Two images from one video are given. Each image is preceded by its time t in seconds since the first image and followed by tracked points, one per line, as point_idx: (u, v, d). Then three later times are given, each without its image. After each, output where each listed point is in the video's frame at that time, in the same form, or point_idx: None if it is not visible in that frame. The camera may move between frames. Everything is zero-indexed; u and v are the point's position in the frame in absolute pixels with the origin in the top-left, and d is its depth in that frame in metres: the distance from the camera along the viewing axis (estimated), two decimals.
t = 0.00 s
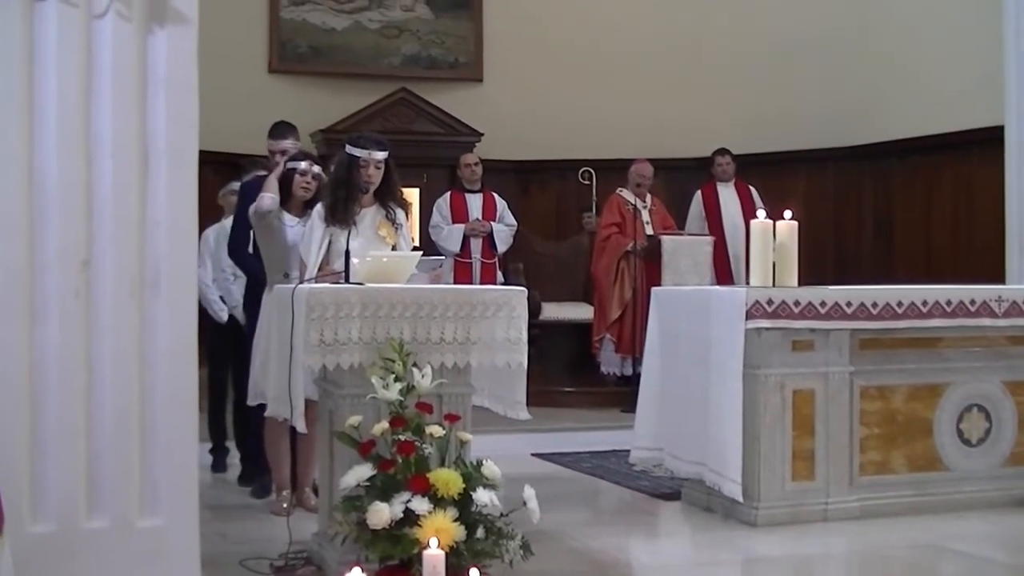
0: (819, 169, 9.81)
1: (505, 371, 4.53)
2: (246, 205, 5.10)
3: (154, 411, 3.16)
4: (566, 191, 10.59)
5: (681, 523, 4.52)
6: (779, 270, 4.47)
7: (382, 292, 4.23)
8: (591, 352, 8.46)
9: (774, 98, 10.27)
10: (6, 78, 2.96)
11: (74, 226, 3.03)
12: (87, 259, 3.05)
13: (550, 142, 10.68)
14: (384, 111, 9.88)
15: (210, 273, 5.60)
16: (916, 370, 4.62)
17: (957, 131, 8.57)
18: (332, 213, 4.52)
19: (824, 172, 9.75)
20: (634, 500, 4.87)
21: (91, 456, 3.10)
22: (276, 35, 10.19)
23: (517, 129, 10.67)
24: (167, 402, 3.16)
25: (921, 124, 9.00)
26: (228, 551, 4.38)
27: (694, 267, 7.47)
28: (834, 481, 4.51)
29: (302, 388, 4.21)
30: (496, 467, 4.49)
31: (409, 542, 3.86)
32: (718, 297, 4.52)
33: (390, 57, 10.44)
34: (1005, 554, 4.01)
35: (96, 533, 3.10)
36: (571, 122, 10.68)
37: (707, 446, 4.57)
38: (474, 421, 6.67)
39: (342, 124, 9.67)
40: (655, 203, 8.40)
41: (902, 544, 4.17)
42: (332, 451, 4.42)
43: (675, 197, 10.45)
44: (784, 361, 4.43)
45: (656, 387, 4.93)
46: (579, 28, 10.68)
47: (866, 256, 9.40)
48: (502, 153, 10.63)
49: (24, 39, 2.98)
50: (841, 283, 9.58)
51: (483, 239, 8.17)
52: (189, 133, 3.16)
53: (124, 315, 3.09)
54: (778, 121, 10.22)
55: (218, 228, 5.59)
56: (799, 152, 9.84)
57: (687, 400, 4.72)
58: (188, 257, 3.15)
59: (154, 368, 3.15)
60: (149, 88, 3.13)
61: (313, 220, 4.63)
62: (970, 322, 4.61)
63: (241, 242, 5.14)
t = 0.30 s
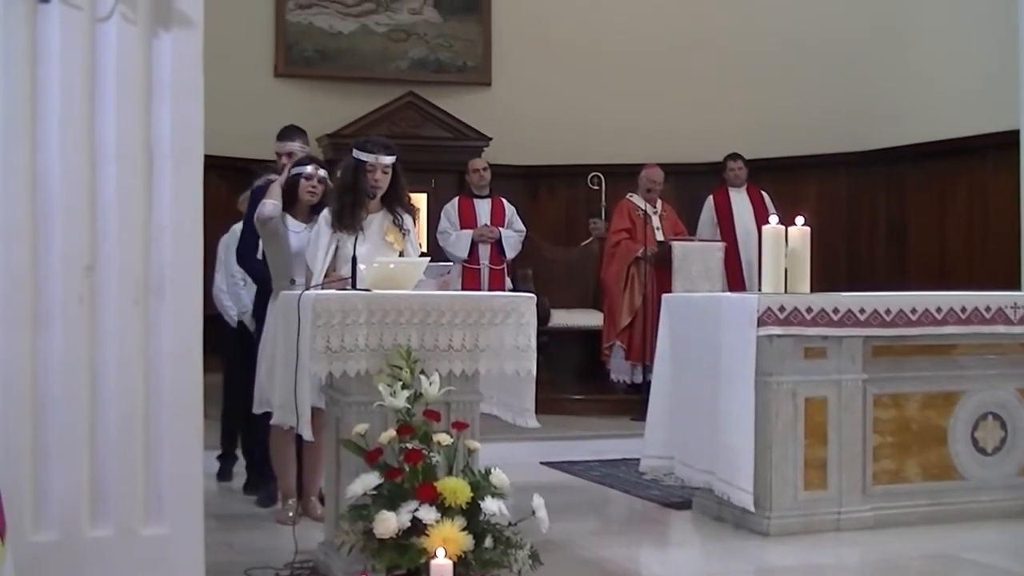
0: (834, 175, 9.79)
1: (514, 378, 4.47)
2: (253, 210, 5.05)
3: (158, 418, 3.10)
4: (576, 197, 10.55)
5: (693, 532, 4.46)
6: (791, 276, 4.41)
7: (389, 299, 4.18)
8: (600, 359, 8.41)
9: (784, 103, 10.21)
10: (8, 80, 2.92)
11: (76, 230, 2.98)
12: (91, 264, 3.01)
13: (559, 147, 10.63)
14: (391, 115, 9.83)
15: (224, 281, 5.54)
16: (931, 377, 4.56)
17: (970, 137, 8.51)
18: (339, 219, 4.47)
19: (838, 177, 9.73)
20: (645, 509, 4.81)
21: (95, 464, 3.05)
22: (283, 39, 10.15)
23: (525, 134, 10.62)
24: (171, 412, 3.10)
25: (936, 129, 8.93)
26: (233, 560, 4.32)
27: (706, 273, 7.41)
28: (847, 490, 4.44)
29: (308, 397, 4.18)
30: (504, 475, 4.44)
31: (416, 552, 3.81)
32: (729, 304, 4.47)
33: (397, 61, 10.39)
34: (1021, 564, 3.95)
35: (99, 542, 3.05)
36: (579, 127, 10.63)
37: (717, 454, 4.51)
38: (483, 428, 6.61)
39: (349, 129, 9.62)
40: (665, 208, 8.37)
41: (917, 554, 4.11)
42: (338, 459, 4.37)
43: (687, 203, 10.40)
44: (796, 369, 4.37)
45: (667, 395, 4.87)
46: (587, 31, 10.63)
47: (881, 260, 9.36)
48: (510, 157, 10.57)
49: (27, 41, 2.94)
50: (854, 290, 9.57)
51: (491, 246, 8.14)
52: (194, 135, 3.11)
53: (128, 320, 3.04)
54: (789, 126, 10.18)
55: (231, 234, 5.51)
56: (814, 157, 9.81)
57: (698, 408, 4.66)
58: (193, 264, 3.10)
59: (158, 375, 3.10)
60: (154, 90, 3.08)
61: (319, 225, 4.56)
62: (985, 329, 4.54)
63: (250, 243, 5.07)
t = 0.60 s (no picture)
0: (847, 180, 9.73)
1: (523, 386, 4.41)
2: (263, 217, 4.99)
3: (163, 426, 3.04)
4: (586, 204, 10.43)
5: (704, 542, 4.40)
6: (804, 283, 4.36)
7: (396, 306, 4.12)
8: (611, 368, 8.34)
9: (794, 106, 10.15)
10: (10, 83, 2.86)
11: (80, 236, 2.92)
12: (95, 271, 2.95)
13: (567, 151, 10.57)
14: (397, 119, 9.77)
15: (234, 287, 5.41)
16: (947, 386, 4.49)
17: (986, 142, 8.43)
18: (345, 224, 4.42)
19: (852, 183, 9.67)
20: (656, 519, 4.75)
21: (99, 475, 2.99)
22: (289, 42, 10.11)
23: (533, 138, 10.56)
24: (177, 421, 3.04)
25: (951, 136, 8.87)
26: (239, 570, 4.26)
27: (718, 280, 7.33)
28: (861, 500, 4.37)
29: (315, 405, 4.12)
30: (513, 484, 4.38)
31: (424, 563, 3.75)
32: (742, 311, 4.40)
33: (405, 64, 10.34)
34: None
35: (102, 553, 2.99)
36: (588, 131, 10.57)
37: (729, 463, 4.45)
38: (493, 437, 6.55)
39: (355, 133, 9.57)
40: (677, 215, 8.34)
41: (933, 566, 4.04)
42: (345, 468, 4.31)
43: (698, 209, 10.30)
44: (809, 377, 4.30)
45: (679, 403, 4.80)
46: (595, 34, 10.58)
47: (896, 268, 9.31)
48: (518, 161, 10.52)
49: (30, 45, 2.88)
50: (869, 297, 9.53)
51: (501, 252, 8.04)
52: (200, 140, 3.05)
53: (133, 327, 2.98)
54: (799, 130, 10.11)
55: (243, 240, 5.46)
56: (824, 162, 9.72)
57: (710, 417, 4.59)
58: (199, 271, 3.03)
59: (164, 384, 3.03)
60: (160, 95, 3.02)
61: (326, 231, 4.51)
62: (1002, 337, 4.47)
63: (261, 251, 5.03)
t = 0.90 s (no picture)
0: (858, 184, 9.67)
1: (530, 394, 4.36)
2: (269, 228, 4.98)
3: (167, 435, 2.99)
4: (595, 208, 10.42)
5: (714, 551, 4.35)
6: (815, 289, 4.31)
7: (403, 311, 4.07)
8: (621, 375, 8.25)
9: (802, 110, 10.10)
10: (13, 85, 2.81)
11: (82, 242, 2.87)
12: (97, 276, 2.90)
13: (573, 155, 10.53)
14: (403, 123, 9.73)
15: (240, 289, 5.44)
16: (960, 393, 4.43)
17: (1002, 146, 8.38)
18: (351, 229, 4.34)
19: (865, 190, 9.61)
20: (666, 527, 4.70)
21: (101, 483, 2.94)
22: (295, 46, 10.06)
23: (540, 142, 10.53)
24: (182, 430, 2.99)
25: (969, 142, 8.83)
26: None
27: (729, 287, 7.27)
28: (873, 509, 4.32)
29: (321, 412, 4.07)
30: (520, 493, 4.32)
31: (430, 572, 3.69)
32: (752, 316, 4.35)
33: (413, 68, 10.30)
34: None
35: (104, 563, 2.94)
36: (595, 135, 10.53)
37: (739, 471, 4.39)
38: (501, 444, 6.50)
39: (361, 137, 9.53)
40: (686, 219, 8.23)
41: None
42: (351, 476, 4.25)
43: (709, 214, 10.23)
44: (820, 384, 4.25)
45: (688, 410, 4.75)
46: (603, 38, 10.53)
47: (910, 275, 9.24)
48: (523, 166, 10.48)
49: (32, 48, 2.83)
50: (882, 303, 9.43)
51: (508, 258, 7.99)
52: (203, 144, 2.98)
53: (136, 333, 2.93)
54: (808, 134, 10.07)
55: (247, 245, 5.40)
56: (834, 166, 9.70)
57: (721, 425, 4.53)
58: (203, 277, 2.98)
59: (168, 392, 2.98)
60: (164, 98, 2.96)
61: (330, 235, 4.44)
62: (1017, 343, 4.40)
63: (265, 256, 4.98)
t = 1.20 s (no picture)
0: (870, 187, 9.60)
1: (539, 401, 4.30)
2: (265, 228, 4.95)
3: (170, 440, 3.01)
4: (604, 212, 10.38)
5: (725, 560, 4.28)
6: (828, 295, 4.26)
7: (409, 316, 4.02)
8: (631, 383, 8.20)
9: (810, 112, 10.04)
10: (15, 92, 2.85)
11: (86, 246, 2.91)
12: (100, 281, 2.93)
13: (580, 157, 10.47)
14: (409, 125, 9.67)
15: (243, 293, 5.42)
16: (976, 400, 4.37)
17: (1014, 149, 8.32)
18: (358, 233, 4.30)
19: (877, 195, 9.56)
20: (675, 536, 4.64)
21: (104, 486, 2.97)
22: (300, 47, 10.00)
23: (547, 144, 10.47)
24: (182, 434, 3.01)
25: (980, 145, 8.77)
26: None
27: (740, 293, 7.16)
28: (887, 518, 4.25)
29: (326, 419, 4.02)
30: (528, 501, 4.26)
31: None
32: (763, 322, 4.29)
33: (419, 70, 10.25)
34: None
35: (106, 569, 2.98)
36: (601, 138, 10.47)
37: (751, 479, 4.33)
38: (509, 451, 6.45)
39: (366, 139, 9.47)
40: (696, 224, 8.16)
41: None
42: (357, 483, 4.20)
43: (719, 217, 10.19)
44: (833, 392, 4.19)
45: (699, 417, 4.69)
46: (611, 40, 10.48)
47: (923, 280, 9.16)
48: (529, 168, 10.43)
49: (34, 53, 2.87)
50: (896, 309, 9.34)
51: (517, 262, 7.93)
52: (207, 147, 3.00)
53: (140, 338, 2.96)
54: (816, 137, 10.01)
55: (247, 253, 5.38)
56: (844, 169, 9.67)
57: (731, 431, 4.47)
58: (206, 281, 3.00)
59: (171, 395, 3.01)
60: (167, 102, 2.99)
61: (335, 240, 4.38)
62: None
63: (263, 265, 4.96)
